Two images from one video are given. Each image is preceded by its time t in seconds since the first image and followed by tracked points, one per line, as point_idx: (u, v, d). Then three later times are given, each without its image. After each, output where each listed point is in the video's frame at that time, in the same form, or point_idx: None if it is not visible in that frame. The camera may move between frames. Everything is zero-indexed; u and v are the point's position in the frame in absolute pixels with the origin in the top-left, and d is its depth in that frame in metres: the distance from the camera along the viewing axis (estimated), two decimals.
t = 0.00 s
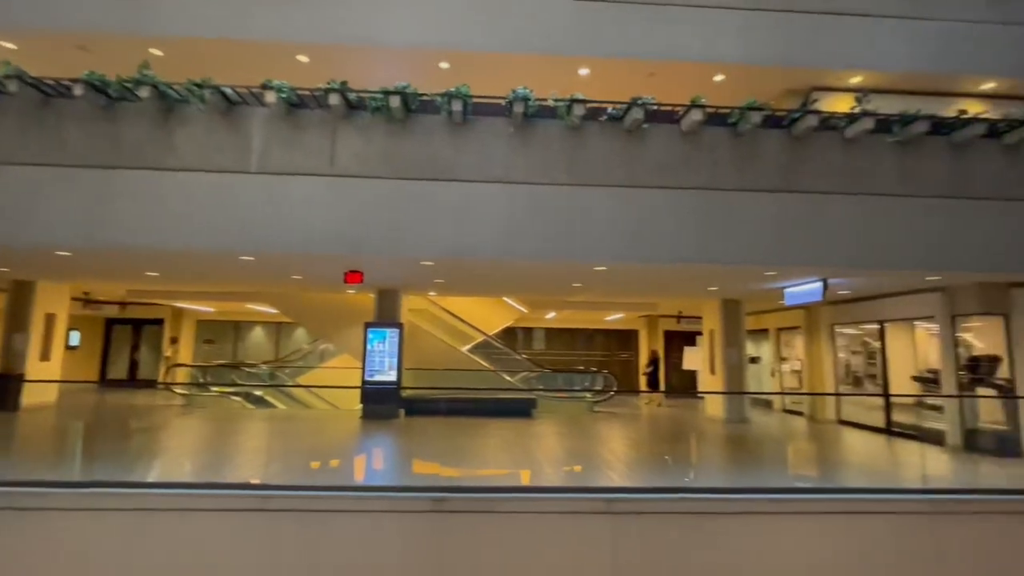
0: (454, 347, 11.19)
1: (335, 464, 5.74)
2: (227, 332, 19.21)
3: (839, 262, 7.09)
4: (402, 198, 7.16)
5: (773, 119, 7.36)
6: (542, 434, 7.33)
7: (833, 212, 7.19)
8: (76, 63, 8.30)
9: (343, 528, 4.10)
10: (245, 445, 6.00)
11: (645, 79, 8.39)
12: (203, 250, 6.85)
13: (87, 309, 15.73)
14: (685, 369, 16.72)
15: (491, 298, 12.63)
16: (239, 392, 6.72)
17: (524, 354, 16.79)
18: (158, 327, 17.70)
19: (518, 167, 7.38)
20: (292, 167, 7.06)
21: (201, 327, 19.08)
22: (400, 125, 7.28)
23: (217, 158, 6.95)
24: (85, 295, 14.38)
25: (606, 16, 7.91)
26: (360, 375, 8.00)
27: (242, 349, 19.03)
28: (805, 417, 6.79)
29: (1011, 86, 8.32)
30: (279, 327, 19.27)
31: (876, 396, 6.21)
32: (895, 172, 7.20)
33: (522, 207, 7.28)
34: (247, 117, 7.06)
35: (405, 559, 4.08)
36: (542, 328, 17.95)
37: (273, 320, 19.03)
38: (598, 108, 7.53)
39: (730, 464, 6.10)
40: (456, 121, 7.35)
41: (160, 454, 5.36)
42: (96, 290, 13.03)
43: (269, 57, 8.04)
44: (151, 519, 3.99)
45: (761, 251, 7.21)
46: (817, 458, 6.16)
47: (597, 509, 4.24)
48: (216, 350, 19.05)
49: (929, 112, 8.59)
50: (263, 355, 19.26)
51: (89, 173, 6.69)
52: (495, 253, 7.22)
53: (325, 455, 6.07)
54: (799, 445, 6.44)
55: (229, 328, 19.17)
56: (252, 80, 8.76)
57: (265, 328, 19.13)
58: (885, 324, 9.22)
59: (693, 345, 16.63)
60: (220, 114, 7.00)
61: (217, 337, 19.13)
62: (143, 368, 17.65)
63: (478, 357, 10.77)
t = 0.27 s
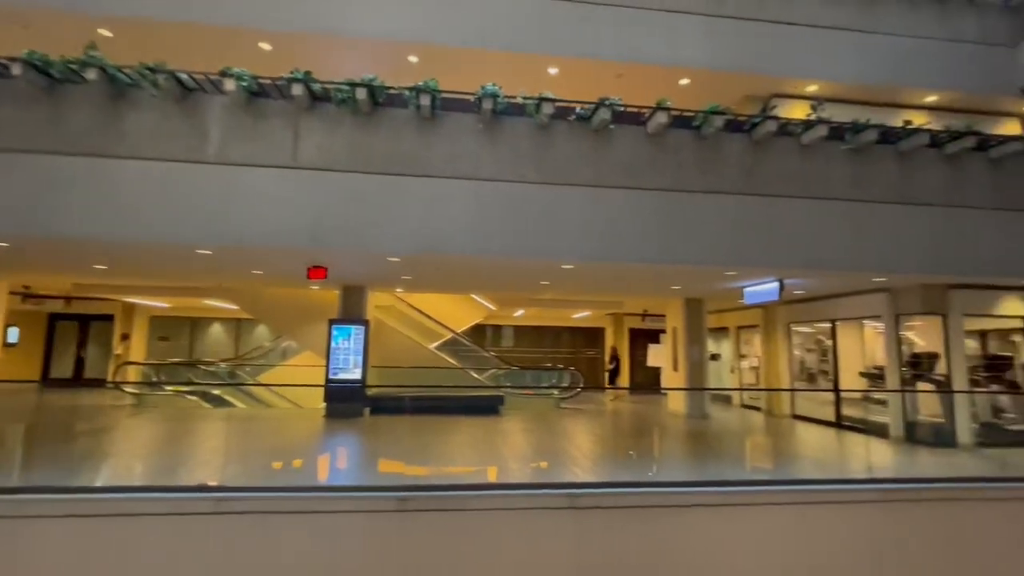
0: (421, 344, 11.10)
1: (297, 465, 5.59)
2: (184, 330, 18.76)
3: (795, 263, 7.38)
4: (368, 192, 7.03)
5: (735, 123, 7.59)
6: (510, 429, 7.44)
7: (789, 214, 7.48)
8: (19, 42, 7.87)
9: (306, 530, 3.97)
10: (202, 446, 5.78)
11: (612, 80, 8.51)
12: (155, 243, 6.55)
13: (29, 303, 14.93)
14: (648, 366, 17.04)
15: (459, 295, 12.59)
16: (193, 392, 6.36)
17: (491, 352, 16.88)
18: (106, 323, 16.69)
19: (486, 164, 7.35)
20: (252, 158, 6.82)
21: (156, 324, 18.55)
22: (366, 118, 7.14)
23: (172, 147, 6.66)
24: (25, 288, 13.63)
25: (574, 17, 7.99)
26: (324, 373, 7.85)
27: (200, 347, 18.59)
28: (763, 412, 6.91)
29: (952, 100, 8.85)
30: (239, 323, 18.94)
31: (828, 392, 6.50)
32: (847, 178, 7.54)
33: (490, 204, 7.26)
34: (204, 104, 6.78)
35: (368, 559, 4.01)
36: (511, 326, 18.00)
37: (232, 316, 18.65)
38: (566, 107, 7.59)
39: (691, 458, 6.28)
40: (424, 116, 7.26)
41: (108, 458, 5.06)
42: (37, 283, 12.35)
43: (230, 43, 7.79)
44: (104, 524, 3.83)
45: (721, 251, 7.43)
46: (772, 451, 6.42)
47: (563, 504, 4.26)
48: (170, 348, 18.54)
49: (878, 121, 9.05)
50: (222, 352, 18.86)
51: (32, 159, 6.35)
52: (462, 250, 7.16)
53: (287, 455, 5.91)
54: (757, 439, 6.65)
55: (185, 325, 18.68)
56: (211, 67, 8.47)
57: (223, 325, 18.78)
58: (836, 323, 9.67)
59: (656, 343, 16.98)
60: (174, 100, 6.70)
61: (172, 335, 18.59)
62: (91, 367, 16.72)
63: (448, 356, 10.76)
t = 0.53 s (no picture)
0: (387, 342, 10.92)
1: (257, 466, 5.43)
2: (134, 326, 17.76)
3: (754, 264, 7.63)
4: (333, 186, 6.87)
5: (699, 127, 7.78)
6: (478, 429, 7.47)
7: (748, 217, 7.73)
8: None
9: (256, 536, 3.66)
10: (155, 448, 5.53)
11: (582, 81, 8.59)
12: (102, 234, 6.21)
13: None
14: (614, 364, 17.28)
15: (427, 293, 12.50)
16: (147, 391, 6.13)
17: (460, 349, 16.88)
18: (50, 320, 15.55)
19: (454, 160, 7.29)
20: (210, 148, 6.55)
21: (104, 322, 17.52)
22: (330, 110, 6.97)
23: (123, 135, 6.35)
24: None
25: (543, 15, 8.02)
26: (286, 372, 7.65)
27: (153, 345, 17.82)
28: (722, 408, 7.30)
29: (900, 111, 9.32)
30: (196, 321, 18.29)
31: (784, 387, 6.81)
32: (803, 183, 7.85)
33: (457, 201, 7.21)
34: (158, 90, 6.50)
35: (333, 560, 3.71)
36: (480, 324, 18.07)
37: (189, 313, 17.99)
38: (536, 106, 7.61)
39: (655, 453, 6.41)
40: (391, 110, 7.15)
41: (51, 463, 4.73)
42: None
43: (188, 27, 7.49)
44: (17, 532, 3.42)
45: (685, 251, 7.62)
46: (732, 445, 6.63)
47: (530, 502, 4.09)
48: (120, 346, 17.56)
49: (832, 129, 9.46)
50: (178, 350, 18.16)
51: None
52: (428, 247, 7.07)
53: (247, 455, 5.73)
54: (717, 433, 6.91)
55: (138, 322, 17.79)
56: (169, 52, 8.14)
57: (180, 322, 18.09)
58: (792, 321, 10.08)
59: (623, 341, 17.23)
60: (123, 86, 6.41)
61: (123, 332, 17.66)
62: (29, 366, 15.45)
63: (416, 354, 10.60)
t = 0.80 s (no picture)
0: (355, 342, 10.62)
1: (216, 468, 5.26)
2: (82, 322, 16.78)
3: (715, 264, 7.87)
4: (297, 180, 6.68)
5: (664, 129, 7.94)
6: (445, 427, 7.69)
7: (710, 219, 7.95)
8: None
9: (227, 535, 4.22)
10: (105, 451, 5.28)
11: (551, 80, 8.64)
12: (44, 226, 5.87)
13: None
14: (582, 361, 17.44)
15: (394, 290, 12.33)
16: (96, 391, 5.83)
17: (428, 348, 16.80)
18: None
19: (422, 156, 7.21)
20: (165, 137, 6.28)
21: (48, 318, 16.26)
22: (295, 102, 6.79)
23: (70, 121, 6.02)
24: None
25: (513, 14, 8.02)
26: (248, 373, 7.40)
27: (103, 343, 16.97)
28: (686, 403, 7.29)
29: (853, 119, 9.76)
30: (150, 317, 17.60)
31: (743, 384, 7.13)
32: (762, 186, 8.13)
33: (425, 197, 7.13)
34: (109, 75, 6.19)
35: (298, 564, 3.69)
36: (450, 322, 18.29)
37: (143, 309, 17.27)
38: (506, 104, 7.60)
39: (620, 448, 6.56)
40: (358, 103, 7.02)
41: None
42: None
43: (143, 10, 7.18)
44: (32, 537, 3.86)
45: (650, 251, 7.77)
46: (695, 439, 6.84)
47: (494, 498, 4.89)
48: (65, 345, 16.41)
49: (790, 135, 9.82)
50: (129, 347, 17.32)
51: None
52: (395, 243, 6.96)
53: (205, 457, 5.55)
54: (680, 429, 7.14)
55: (86, 318, 16.89)
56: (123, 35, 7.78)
57: (132, 318, 17.34)
58: (751, 320, 10.43)
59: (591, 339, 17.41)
60: (70, 68, 6.07)
61: (69, 329, 16.56)
62: None
63: (384, 353, 10.45)
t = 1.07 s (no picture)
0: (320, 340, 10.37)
1: (173, 470, 5.06)
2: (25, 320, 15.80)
3: (678, 264, 8.06)
4: (260, 172, 6.48)
5: (632, 131, 8.08)
6: (412, 424, 7.84)
7: (674, 219, 8.14)
8: None
9: (188, 537, 4.20)
10: (50, 454, 5.02)
11: (522, 79, 8.66)
12: None
13: None
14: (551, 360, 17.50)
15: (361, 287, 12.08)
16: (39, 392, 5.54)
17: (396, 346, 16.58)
18: None
19: (390, 151, 7.09)
20: (116, 124, 5.98)
21: None
22: (257, 91, 6.57)
23: (12, 105, 5.66)
24: None
25: (483, 10, 7.99)
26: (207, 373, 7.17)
27: (48, 341, 15.99)
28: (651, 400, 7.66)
29: (810, 126, 10.15)
30: (100, 313, 16.70)
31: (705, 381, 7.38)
32: (725, 189, 8.37)
33: (393, 193, 7.02)
34: (54, 57, 5.86)
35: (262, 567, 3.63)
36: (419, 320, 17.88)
37: (93, 306, 16.38)
38: (475, 101, 7.54)
39: (587, 445, 6.63)
40: (324, 95, 6.85)
41: None
42: None
43: None
44: None
45: (617, 250, 7.90)
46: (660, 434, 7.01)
47: (461, 496, 4.94)
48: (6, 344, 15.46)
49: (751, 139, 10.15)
50: (75, 345, 16.31)
51: None
52: (361, 239, 6.82)
53: (161, 459, 5.33)
54: (646, 425, 7.28)
55: (29, 316, 15.90)
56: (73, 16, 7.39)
57: (80, 314, 16.38)
58: (714, 319, 10.71)
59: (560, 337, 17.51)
60: (11, 48, 5.72)
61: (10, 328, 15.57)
62: None
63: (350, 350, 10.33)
